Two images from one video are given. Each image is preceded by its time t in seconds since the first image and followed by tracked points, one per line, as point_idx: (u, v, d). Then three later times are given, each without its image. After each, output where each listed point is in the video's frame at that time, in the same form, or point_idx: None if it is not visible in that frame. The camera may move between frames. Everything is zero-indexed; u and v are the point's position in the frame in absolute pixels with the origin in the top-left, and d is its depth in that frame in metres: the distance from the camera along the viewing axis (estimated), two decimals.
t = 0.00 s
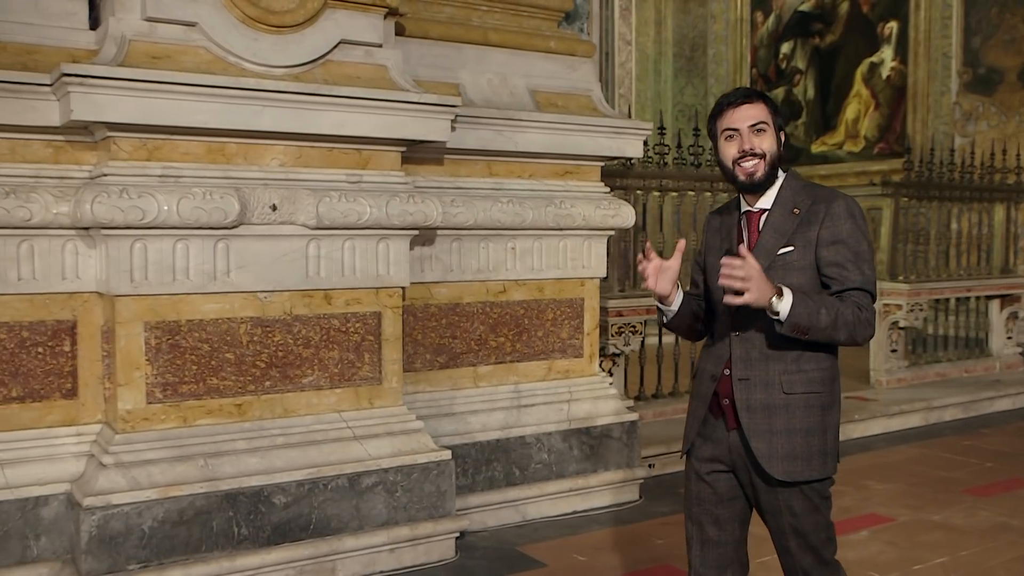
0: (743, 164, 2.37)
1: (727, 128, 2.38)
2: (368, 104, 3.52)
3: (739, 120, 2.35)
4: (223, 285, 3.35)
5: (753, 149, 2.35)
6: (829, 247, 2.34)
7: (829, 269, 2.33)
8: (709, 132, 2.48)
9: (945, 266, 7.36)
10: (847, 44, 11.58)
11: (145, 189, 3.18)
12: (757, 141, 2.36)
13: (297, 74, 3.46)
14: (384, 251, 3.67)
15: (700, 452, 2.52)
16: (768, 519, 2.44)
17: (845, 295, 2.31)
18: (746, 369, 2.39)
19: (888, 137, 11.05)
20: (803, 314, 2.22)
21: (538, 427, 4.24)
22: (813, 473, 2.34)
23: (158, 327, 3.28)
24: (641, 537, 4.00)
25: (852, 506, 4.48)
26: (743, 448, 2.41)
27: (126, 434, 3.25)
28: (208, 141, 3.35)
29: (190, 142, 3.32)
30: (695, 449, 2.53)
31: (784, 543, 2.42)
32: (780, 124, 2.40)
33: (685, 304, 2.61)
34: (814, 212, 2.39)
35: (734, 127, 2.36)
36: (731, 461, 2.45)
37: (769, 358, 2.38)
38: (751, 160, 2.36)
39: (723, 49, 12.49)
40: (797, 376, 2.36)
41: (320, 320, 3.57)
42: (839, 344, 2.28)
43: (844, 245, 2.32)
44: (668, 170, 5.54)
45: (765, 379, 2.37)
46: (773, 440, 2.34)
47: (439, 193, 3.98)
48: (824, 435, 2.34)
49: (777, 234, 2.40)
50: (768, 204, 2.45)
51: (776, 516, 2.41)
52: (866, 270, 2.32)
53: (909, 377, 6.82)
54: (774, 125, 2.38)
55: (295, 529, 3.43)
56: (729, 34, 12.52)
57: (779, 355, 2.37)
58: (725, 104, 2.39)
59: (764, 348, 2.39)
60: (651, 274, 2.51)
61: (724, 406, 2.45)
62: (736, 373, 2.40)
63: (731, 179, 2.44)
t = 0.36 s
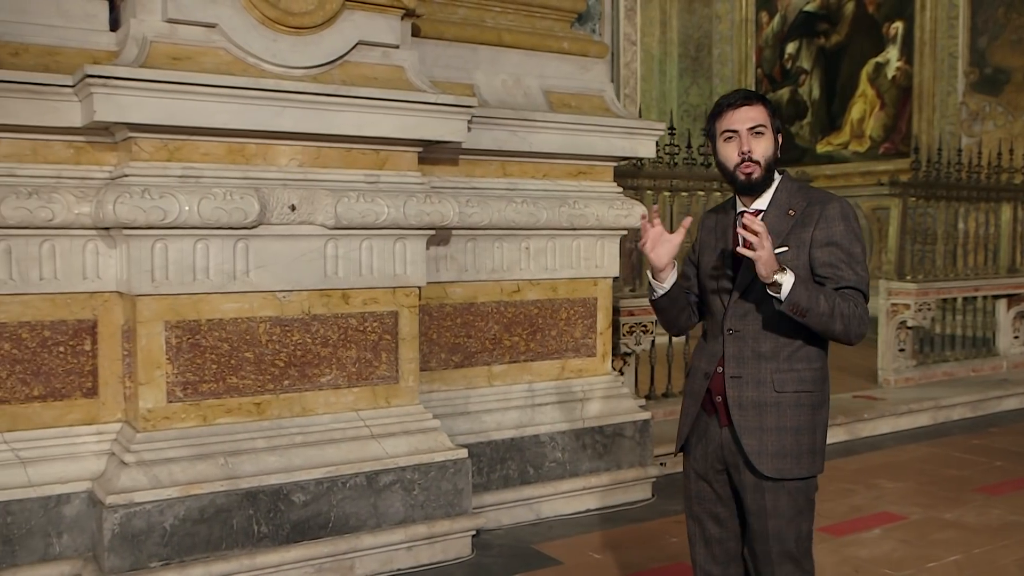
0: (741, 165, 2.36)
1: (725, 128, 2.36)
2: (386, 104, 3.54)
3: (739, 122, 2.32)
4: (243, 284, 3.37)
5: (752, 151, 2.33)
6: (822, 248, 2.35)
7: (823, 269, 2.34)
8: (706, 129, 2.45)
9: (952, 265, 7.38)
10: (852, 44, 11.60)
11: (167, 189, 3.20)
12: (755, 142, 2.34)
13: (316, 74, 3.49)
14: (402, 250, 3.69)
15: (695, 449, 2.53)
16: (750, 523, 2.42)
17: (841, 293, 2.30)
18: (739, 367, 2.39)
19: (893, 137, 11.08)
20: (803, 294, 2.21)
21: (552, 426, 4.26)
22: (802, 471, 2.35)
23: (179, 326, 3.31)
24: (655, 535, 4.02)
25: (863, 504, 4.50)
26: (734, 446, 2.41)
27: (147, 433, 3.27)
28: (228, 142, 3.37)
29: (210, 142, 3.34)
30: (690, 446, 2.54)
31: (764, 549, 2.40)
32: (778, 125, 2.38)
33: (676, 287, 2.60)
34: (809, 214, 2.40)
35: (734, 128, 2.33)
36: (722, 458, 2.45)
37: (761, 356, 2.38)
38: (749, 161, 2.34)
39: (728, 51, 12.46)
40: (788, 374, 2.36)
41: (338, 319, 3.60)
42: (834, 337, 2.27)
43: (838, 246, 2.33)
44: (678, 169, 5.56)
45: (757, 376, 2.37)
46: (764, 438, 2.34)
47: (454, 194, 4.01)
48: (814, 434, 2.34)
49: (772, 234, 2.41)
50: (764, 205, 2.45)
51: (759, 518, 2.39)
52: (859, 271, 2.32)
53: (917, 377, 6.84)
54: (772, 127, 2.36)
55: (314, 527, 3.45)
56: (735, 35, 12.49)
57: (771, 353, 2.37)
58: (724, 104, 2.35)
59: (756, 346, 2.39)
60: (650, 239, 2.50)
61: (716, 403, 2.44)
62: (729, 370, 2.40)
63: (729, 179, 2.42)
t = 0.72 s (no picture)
0: (744, 167, 2.38)
1: (728, 131, 2.38)
2: (401, 105, 3.57)
3: (743, 124, 2.34)
4: (259, 285, 3.40)
5: (755, 153, 2.35)
6: (826, 248, 2.37)
7: (827, 268, 2.35)
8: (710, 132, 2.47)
9: (957, 265, 7.40)
10: (854, 45, 11.66)
11: (185, 190, 3.23)
12: (758, 145, 2.36)
13: (332, 76, 3.52)
14: (416, 250, 3.72)
15: (705, 447, 2.55)
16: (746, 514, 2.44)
17: (846, 291, 2.32)
18: (746, 365, 2.41)
19: (897, 137, 11.11)
20: (809, 295, 2.22)
21: (563, 425, 4.29)
22: (810, 467, 2.37)
23: (196, 325, 3.33)
24: (666, 533, 4.05)
25: (872, 502, 4.53)
26: (743, 443, 2.43)
27: (165, 431, 3.29)
28: (244, 143, 3.40)
29: (227, 143, 3.37)
30: (700, 444, 2.57)
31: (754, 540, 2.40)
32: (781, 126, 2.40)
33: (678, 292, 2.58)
34: (812, 214, 2.42)
35: (737, 130, 2.35)
36: (731, 455, 2.48)
37: (768, 354, 2.40)
38: (752, 164, 2.37)
39: (732, 50, 12.74)
40: (795, 371, 2.38)
41: (352, 319, 3.63)
42: (839, 335, 2.29)
43: (841, 245, 2.35)
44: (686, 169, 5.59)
45: (764, 374, 2.39)
46: (772, 434, 2.36)
47: (466, 194, 4.03)
48: (821, 430, 2.37)
49: (776, 235, 2.43)
50: (767, 206, 2.47)
51: (755, 508, 2.40)
52: (863, 269, 2.35)
53: (923, 376, 6.87)
54: (774, 128, 2.38)
55: (330, 525, 3.48)
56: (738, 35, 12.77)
57: (777, 351, 2.39)
58: (727, 107, 2.37)
59: (762, 344, 2.41)
60: (651, 256, 2.47)
61: (723, 402, 2.46)
62: (736, 369, 2.42)
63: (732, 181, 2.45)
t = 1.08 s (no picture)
0: (752, 169, 2.41)
1: (737, 132, 2.41)
2: (414, 106, 3.61)
3: (752, 126, 2.37)
4: (273, 283, 3.43)
5: (763, 156, 2.39)
6: (833, 249, 2.40)
7: (833, 269, 2.39)
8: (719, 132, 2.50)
9: (961, 265, 7.43)
10: (859, 45, 11.73)
11: (202, 189, 3.26)
12: (766, 147, 2.39)
13: (345, 77, 3.56)
14: (428, 249, 3.75)
15: (711, 446, 2.59)
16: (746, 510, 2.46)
17: (852, 292, 2.35)
18: (751, 364, 2.43)
19: (900, 137, 11.15)
20: (806, 301, 2.27)
21: (573, 422, 4.33)
22: (812, 466, 2.38)
23: (211, 324, 3.36)
24: (675, 530, 4.08)
25: (880, 500, 4.56)
26: (746, 441, 2.46)
27: (181, 428, 3.32)
28: (260, 143, 3.43)
29: (242, 143, 3.40)
30: (707, 443, 2.60)
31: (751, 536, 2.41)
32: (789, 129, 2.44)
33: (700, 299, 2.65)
34: (820, 215, 2.44)
35: (746, 132, 2.38)
36: (736, 454, 2.51)
37: (772, 354, 2.42)
38: (760, 165, 2.40)
39: (734, 51, 12.74)
40: (799, 371, 2.40)
41: (366, 317, 3.66)
42: (843, 337, 2.33)
43: (848, 247, 2.38)
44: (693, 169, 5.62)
45: (768, 373, 2.41)
46: (775, 433, 2.38)
47: (478, 194, 4.07)
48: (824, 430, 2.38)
49: (783, 236, 2.46)
50: (775, 208, 2.50)
51: (755, 505, 2.42)
52: (869, 271, 2.37)
53: (927, 375, 6.90)
54: (782, 131, 2.41)
55: (344, 521, 3.51)
56: (741, 36, 12.75)
57: (782, 350, 2.42)
58: (736, 108, 2.40)
59: (767, 344, 2.43)
60: (686, 261, 2.48)
61: (728, 400, 2.49)
62: (741, 367, 2.44)
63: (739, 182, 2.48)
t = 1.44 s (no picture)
0: (757, 170, 2.44)
1: (743, 133, 2.44)
2: (430, 108, 3.65)
3: (759, 127, 2.42)
4: (292, 282, 3.48)
5: (768, 157, 2.42)
6: (837, 249, 2.43)
7: (837, 267, 2.41)
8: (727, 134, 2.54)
9: (967, 266, 7.47)
10: (864, 45, 11.75)
11: (221, 190, 3.31)
12: (771, 148, 2.42)
13: (362, 79, 3.61)
14: (444, 249, 3.80)
15: (721, 448, 2.63)
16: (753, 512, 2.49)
17: (857, 289, 2.36)
18: (755, 366, 2.46)
19: (905, 138, 11.19)
20: (821, 277, 2.24)
21: (585, 421, 4.37)
22: (816, 469, 2.41)
23: (231, 322, 3.41)
24: (685, 527, 4.12)
25: (888, 498, 4.60)
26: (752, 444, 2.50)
27: (201, 426, 3.37)
28: (278, 144, 3.48)
29: (261, 145, 3.45)
30: (717, 445, 2.64)
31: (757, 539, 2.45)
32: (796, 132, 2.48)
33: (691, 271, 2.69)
34: (825, 217, 2.49)
35: (751, 133, 2.43)
36: (743, 456, 2.54)
37: (777, 356, 2.45)
38: (765, 166, 2.43)
39: (740, 53, 12.94)
40: (803, 373, 2.42)
41: (382, 316, 3.71)
42: (847, 329, 2.31)
43: (851, 247, 2.41)
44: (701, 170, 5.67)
45: (772, 375, 2.44)
46: (778, 436, 2.41)
47: (491, 194, 4.12)
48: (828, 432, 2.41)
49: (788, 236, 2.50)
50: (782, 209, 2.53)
51: (760, 507, 2.45)
52: (873, 271, 2.40)
53: (933, 374, 6.94)
54: (789, 133, 2.45)
55: (361, 518, 3.56)
56: (747, 37, 12.96)
57: (786, 352, 2.44)
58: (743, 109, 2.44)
59: (772, 345, 2.46)
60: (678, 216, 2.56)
61: (734, 403, 2.53)
62: (745, 369, 2.47)
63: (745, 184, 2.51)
